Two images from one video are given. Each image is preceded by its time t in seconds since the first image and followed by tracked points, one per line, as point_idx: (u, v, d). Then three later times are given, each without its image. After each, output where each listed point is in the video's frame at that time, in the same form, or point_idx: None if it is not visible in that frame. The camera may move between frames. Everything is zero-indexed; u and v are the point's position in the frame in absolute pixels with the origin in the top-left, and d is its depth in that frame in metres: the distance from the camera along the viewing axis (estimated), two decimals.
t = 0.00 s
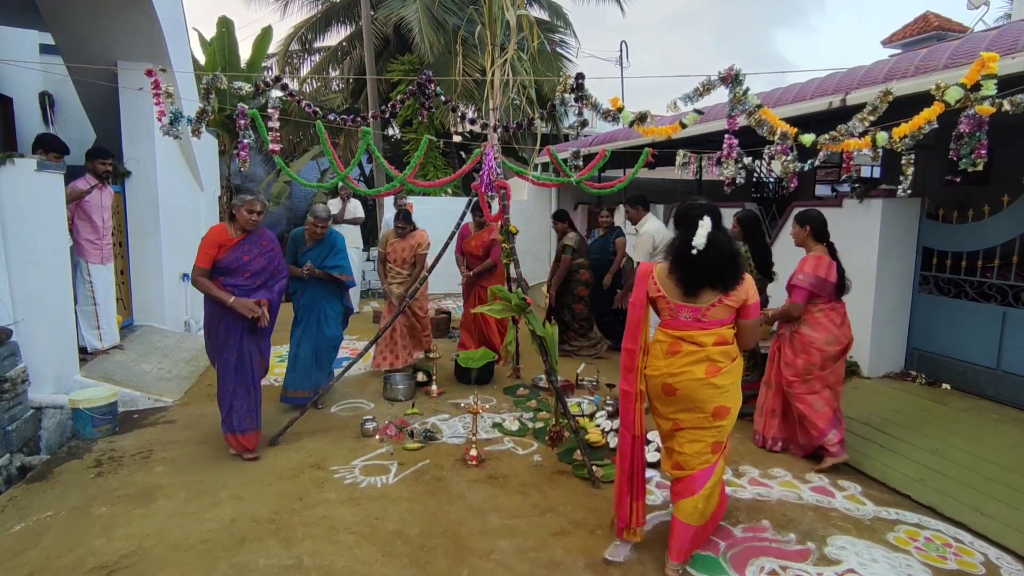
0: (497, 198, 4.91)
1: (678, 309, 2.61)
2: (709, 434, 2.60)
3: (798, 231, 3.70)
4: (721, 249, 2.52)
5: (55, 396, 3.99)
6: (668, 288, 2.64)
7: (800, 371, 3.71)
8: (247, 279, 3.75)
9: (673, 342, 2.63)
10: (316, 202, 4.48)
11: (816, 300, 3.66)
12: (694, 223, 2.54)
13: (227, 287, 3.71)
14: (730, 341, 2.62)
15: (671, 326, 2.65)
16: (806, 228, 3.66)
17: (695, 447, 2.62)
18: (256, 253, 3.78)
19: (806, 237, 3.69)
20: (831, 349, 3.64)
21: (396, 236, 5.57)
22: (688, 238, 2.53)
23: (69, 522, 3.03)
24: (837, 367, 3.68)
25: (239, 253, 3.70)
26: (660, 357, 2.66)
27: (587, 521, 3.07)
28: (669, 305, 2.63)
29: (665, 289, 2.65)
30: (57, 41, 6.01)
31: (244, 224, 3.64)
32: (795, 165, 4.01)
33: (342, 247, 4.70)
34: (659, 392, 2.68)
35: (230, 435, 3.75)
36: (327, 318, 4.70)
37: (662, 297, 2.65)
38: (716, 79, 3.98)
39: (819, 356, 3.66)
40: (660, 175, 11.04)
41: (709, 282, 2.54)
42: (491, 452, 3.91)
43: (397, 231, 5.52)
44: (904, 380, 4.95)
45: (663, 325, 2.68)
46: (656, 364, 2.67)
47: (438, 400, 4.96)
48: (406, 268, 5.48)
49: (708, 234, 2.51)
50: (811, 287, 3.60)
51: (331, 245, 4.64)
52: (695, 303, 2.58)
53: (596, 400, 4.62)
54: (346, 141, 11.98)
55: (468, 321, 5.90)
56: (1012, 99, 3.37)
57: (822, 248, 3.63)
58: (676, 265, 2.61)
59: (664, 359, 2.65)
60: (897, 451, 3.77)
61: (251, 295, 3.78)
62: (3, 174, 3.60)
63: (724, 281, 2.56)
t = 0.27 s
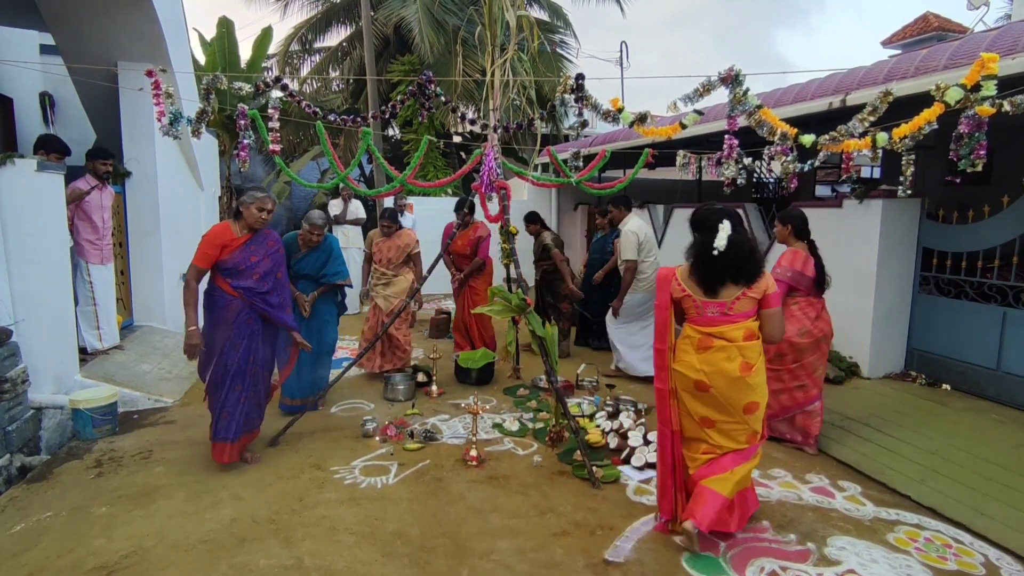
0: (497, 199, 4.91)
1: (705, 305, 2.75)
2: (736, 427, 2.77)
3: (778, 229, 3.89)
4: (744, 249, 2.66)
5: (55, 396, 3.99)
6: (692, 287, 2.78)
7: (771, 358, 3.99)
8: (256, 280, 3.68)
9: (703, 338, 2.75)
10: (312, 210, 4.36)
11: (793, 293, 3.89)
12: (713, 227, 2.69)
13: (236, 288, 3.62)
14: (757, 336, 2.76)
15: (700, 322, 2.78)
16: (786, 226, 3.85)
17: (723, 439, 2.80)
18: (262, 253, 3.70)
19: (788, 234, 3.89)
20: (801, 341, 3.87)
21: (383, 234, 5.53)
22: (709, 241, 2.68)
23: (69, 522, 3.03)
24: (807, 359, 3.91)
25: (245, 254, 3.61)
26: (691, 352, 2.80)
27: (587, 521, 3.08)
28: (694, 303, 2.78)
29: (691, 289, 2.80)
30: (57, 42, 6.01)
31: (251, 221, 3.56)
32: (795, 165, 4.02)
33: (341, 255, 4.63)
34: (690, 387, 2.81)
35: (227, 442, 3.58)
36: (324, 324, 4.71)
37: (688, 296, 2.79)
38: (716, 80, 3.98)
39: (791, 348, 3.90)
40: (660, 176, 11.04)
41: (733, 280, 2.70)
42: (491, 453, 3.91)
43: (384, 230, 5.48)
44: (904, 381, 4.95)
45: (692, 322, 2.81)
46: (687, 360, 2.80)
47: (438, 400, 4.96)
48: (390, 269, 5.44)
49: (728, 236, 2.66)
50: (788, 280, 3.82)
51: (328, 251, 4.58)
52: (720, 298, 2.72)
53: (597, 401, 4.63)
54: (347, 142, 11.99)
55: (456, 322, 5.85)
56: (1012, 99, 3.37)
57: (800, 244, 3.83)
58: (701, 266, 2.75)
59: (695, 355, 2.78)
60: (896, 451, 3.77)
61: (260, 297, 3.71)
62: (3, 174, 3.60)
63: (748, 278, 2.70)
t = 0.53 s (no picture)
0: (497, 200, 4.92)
1: (731, 299, 2.84)
2: (759, 419, 2.87)
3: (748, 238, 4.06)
4: (766, 254, 2.83)
5: (55, 396, 3.99)
6: (717, 283, 2.88)
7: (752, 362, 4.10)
8: (273, 288, 3.50)
9: (728, 335, 2.81)
10: (301, 217, 4.20)
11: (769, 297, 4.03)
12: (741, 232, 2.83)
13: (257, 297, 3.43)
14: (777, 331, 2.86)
15: (726, 316, 2.83)
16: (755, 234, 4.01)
17: (747, 431, 2.90)
18: (274, 259, 3.51)
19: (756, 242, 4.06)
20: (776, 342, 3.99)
21: (371, 236, 5.40)
22: (737, 243, 2.82)
23: (70, 522, 3.03)
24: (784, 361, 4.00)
25: (262, 262, 3.41)
26: (714, 350, 2.85)
27: (587, 521, 3.08)
28: (721, 296, 2.86)
29: (715, 284, 2.88)
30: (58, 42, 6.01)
31: (265, 229, 3.31)
32: (795, 166, 4.02)
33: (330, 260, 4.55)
34: (714, 386, 2.86)
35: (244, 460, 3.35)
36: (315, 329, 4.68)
37: (713, 290, 2.88)
38: (716, 81, 3.98)
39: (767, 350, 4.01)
40: (660, 176, 11.05)
41: (756, 276, 2.84)
42: (491, 453, 3.91)
43: (371, 231, 5.34)
44: (904, 381, 4.95)
45: (715, 317, 2.86)
46: (711, 359, 2.85)
47: (438, 401, 4.96)
48: (378, 271, 5.30)
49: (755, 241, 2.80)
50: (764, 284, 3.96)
51: (318, 258, 4.49)
52: (744, 292, 2.84)
53: (596, 402, 4.63)
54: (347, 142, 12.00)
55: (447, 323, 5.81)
56: (1011, 100, 3.38)
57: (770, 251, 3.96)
58: (726, 266, 2.86)
59: (719, 353, 2.83)
60: (896, 452, 3.77)
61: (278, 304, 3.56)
62: (3, 175, 3.60)
63: (770, 273, 2.86)
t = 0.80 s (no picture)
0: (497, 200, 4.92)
1: (766, 297, 2.87)
2: (787, 419, 2.88)
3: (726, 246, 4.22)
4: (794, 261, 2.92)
5: (55, 396, 4.00)
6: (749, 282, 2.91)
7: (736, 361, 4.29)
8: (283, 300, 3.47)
9: (766, 332, 2.80)
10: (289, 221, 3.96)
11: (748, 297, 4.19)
12: (770, 240, 2.88)
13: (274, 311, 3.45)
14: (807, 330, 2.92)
15: (763, 314, 2.83)
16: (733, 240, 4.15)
17: (774, 434, 2.89)
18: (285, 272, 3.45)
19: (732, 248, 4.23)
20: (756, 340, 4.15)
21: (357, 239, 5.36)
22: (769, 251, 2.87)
23: (70, 522, 3.03)
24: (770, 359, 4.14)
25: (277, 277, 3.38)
26: (752, 347, 2.81)
27: (586, 522, 3.08)
28: (755, 293, 2.88)
29: (749, 283, 2.91)
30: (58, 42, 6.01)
31: (284, 241, 3.27)
32: (795, 166, 4.02)
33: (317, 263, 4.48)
34: (750, 385, 2.81)
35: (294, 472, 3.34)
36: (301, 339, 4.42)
37: (747, 289, 2.90)
38: (716, 81, 3.98)
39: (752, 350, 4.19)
40: (660, 177, 11.05)
41: (788, 278, 2.91)
42: (490, 453, 3.91)
43: (357, 234, 5.32)
44: (904, 381, 4.95)
45: (749, 314, 2.84)
46: (749, 355, 2.80)
47: (438, 401, 4.96)
48: (366, 274, 5.29)
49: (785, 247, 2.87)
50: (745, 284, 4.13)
51: (304, 264, 4.26)
52: (778, 292, 2.89)
53: (596, 402, 4.63)
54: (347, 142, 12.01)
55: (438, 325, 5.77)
56: (1011, 100, 3.38)
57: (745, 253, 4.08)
58: (758, 272, 2.90)
59: (758, 350, 2.80)
60: (896, 452, 3.77)
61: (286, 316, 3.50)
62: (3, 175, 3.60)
63: (800, 275, 2.93)
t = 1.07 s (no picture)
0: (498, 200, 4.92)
1: (791, 292, 2.86)
2: (815, 415, 2.88)
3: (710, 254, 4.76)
4: (814, 260, 2.92)
5: (55, 396, 4.00)
6: (772, 278, 2.91)
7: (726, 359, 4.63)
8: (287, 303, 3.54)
9: (797, 325, 2.80)
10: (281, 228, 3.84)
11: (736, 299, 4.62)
12: (787, 241, 2.88)
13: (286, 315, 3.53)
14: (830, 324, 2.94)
15: (792, 308, 2.83)
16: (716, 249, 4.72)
17: (803, 431, 2.87)
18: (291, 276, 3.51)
19: (717, 256, 4.78)
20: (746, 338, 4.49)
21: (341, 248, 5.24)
22: (789, 251, 2.86)
23: (70, 522, 3.03)
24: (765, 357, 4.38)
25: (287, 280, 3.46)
26: (786, 340, 2.79)
27: (587, 521, 3.08)
28: (780, 289, 2.87)
29: (769, 279, 2.92)
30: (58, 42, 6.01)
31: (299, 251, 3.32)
32: (795, 166, 4.02)
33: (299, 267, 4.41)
34: (785, 378, 2.78)
35: (282, 480, 3.34)
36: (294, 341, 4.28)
37: (771, 285, 2.89)
38: (716, 81, 3.98)
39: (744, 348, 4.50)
40: (660, 177, 11.06)
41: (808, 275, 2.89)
42: (490, 453, 3.91)
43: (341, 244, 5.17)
44: (904, 381, 4.95)
45: (778, 309, 2.84)
46: (783, 348, 2.79)
47: (438, 401, 4.96)
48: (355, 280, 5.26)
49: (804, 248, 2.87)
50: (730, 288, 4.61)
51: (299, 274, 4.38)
52: (801, 288, 2.89)
53: (596, 402, 4.63)
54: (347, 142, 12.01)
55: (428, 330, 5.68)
56: (1011, 100, 3.37)
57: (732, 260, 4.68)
58: (778, 273, 2.90)
59: (792, 342, 2.79)
60: (897, 452, 3.77)
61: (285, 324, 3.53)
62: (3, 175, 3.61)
63: (820, 274, 2.93)
